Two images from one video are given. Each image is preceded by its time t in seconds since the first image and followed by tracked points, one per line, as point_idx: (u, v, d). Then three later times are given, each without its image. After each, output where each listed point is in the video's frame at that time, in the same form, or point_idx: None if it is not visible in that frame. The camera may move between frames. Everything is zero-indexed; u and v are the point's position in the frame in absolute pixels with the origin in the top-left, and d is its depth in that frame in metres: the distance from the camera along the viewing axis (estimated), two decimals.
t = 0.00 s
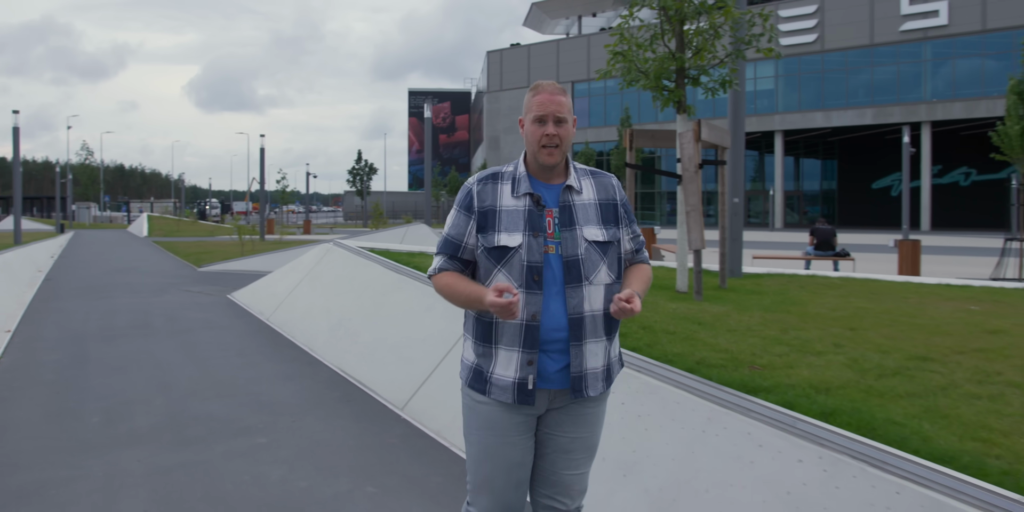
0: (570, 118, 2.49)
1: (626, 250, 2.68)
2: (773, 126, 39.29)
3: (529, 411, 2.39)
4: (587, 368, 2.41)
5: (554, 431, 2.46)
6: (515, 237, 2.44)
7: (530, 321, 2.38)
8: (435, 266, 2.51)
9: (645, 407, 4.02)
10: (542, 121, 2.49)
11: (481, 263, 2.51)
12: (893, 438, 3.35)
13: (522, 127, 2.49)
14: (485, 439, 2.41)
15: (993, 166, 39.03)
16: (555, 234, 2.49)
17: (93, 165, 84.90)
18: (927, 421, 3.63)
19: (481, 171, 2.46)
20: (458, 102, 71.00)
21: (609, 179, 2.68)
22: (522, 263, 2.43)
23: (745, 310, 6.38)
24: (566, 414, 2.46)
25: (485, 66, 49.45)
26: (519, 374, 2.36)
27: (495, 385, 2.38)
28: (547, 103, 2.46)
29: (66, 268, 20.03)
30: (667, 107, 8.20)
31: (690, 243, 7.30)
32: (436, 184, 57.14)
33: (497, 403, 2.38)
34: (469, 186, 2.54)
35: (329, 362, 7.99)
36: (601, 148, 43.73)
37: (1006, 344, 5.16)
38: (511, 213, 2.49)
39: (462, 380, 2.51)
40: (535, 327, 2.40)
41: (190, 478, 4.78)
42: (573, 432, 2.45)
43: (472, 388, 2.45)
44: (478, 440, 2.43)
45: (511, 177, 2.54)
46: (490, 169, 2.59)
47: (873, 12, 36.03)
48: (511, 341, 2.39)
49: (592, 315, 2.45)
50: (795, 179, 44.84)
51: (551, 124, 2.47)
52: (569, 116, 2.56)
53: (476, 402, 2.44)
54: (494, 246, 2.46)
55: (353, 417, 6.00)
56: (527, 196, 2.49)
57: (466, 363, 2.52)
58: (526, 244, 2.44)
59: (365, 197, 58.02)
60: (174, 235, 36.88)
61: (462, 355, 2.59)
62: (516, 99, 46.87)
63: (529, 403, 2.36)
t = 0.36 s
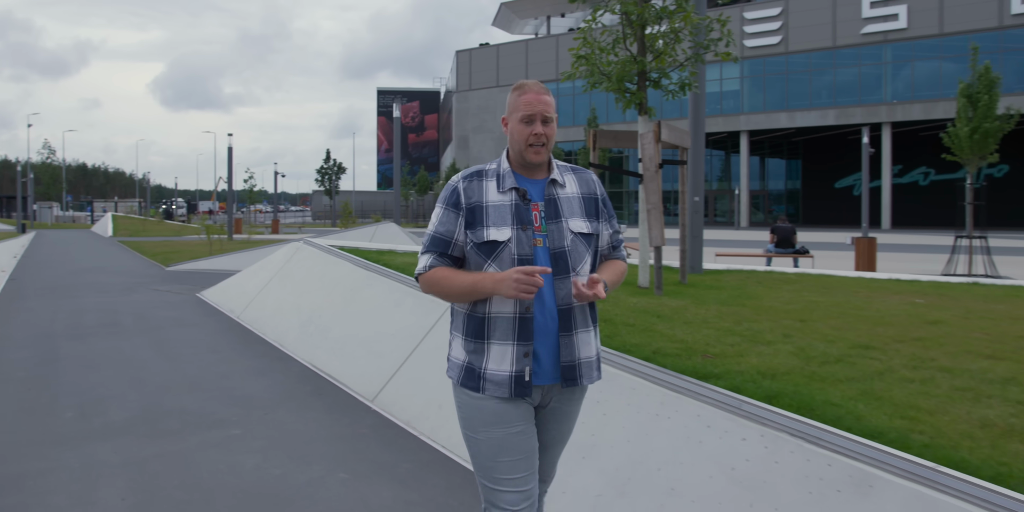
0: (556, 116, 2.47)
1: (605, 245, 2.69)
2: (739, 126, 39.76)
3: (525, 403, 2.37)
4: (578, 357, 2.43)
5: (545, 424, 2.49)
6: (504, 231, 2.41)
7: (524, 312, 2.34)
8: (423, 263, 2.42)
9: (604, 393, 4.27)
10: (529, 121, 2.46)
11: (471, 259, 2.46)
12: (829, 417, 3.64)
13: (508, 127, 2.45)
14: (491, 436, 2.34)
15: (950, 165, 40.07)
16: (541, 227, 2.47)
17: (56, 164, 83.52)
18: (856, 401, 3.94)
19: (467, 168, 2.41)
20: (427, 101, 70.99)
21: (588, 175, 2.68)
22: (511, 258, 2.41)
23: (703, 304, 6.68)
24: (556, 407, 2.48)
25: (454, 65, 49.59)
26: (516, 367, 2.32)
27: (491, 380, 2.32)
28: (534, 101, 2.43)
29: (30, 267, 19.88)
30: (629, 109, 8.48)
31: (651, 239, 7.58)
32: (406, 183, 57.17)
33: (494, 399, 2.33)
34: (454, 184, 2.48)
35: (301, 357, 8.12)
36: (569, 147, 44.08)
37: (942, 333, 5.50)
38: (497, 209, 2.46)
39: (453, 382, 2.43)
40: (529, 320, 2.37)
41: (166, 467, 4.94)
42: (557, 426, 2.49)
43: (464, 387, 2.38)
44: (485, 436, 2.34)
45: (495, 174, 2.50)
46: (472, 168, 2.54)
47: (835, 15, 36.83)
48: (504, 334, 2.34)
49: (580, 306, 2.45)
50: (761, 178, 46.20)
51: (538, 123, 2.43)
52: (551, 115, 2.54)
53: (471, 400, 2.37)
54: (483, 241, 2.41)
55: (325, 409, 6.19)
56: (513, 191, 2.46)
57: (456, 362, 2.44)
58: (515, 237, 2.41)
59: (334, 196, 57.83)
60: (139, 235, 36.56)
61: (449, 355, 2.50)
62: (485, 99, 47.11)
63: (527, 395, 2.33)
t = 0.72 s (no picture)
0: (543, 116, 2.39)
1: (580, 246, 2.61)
2: (705, 127, 40.36)
3: (533, 412, 2.26)
4: (574, 358, 2.36)
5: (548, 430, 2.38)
6: (497, 240, 2.24)
7: (526, 320, 2.23)
8: (410, 284, 2.19)
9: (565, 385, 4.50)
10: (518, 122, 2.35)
11: (463, 274, 2.25)
12: (776, 402, 3.89)
13: (502, 128, 2.31)
14: (500, 449, 2.20)
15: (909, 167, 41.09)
16: (530, 231, 2.35)
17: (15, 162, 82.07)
18: (801, 388, 4.23)
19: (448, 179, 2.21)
20: (396, 101, 70.88)
21: (557, 177, 2.60)
22: (508, 267, 2.25)
23: (663, 300, 6.95)
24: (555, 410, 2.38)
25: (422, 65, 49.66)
26: (524, 378, 2.21)
27: (501, 395, 2.18)
28: (527, 103, 2.33)
29: None
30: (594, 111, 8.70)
31: (615, 238, 7.84)
32: (374, 183, 57.11)
33: (504, 413, 2.20)
34: (434, 197, 2.27)
35: (273, 354, 8.22)
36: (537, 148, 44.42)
37: (886, 326, 5.82)
38: (482, 218, 2.28)
39: (451, 402, 2.26)
40: (531, 328, 2.26)
41: (142, 460, 5.06)
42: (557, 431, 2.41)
43: (470, 406, 2.21)
44: (494, 451, 2.20)
45: (472, 182, 2.32)
46: (445, 178, 2.34)
47: (798, 19, 37.57)
48: (508, 347, 2.21)
49: (572, 307, 2.38)
50: (726, 179, 46.99)
51: (530, 125, 2.33)
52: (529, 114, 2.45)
53: (478, 416, 2.21)
54: (476, 254, 2.22)
55: (297, 404, 6.33)
56: (495, 198, 2.30)
57: (454, 384, 2.24)
58: (508, 245, 2.26)
59: (301, 196, 57.58)
60: (103, 235, 36.19)
61: (445, 376, 2.29)
62: (454, 99, 47.29)
63: (537, 404, 2.23)
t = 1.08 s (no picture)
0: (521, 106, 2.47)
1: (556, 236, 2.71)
2: (668, 127, 40.92)
3: (519, 404, 2.34)
4: (565, 345, 2.45)
5: (545, 418, 2.40)
6: (488, 233, 2.30)
7: (516, 313, 2.31)
8: (406, 279, 2.19)
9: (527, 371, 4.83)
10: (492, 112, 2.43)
11: (454, 265, 2.30)
12: (723, 388, 4.16)
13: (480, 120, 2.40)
14: (476, 442, 2.31)
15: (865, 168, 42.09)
16: (516, 221, 2.43)
17: None
18: (749, 375, 4.51)
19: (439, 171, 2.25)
20: (361, 100, 70.58)
21: (530, 166, 2.70)
22: (500, 258, 2.32)
23: (622, 295, 7.23)
24: (550, 400, 2.42)
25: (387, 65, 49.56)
26: (515, 369, 2.29)
27: (490, 389, 2.26)
28: (510, 92, 2.41)
29: None
30: (555, 113, 8.92)
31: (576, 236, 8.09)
32: (339, 183, 56.88)
33: (492, 406, 2.28)
34: (423, 188, 2.30)
35: (241, 351, 8.31)
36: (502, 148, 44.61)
37: (831, 319, 6.14)
38: (471, 209, 2.34)
39: (442, 394, 2.31)
40: (520, 320, 2.33)
41: (114, 453, 5.18)
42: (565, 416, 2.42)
43: (460, 399, 2.28)
44: (472, 443, 2.31)
45: (457, 173, 2.38)
46: (431, 168, 2.38)
47: (759, 21, 38.24)
48: (499, 338, 2.28)
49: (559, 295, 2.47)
50: (689, 179, 47.55)
51: (514, 113, 2.42)
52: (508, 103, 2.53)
53: (464, 409, 2.29)
54: (468, 246, 2.27)
55: (266, 398, 6.48)
56: (481, 189, 2.37)
57: (445, 377, 2.29)
58: (498, 237, 2.33)
59: (265, 196, 57.06)
60: (61, 235, 35.58)
61: (435, 367, 2.33)
62: (419, 99, 47.31)
63: (527, 396, 2.31)
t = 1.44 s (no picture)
0: (502, 114, 2.41)
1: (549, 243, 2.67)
2: (631, 128, 41.37)
3: (492, 406, 2.29)
4: (545, 353, 2.38)
5: (515, 422, 2.34)
6: (473, 235, 2.28)
7: (495, 315, 2.27)
8: (388, 275, 2.20)
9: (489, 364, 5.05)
10: (475, 116, 2.40)
11: (436, 265, 2.29)
12: (672, 378, 4.38)
13: (458, 124, 2.37)
14: (444, 439, 2.31)
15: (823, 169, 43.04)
16: (504, 226, 2.40)
17: None
18: (697, 367, 4.74)
19: (427, 171, 2.25)
20: (324, 100, 70.20)
21: (527, 173, 2.67)
22: (482, 261, 2.29)
23: (581, 292, 7.48)
24: (526, 402, 2.36)
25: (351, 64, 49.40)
26: (489, 371, 2.25)
27: (464, 388, 2.23)
28: (485, 97, 2.37)
29: None
30: (517, 115, 9.12)
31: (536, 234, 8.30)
32: (303, 183, 56.55)
33: (464, 405, 2.25)
34: (411, 186, 2.31)
35: (205, 350, 8.37)
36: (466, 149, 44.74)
37: (778, 314, 6.41)
38: (457, 211, 2.34)
39: (417, 391, 2.30)
40: (499, 324, 2.29)
41: (81, 448, 5.26)
42: (536, 421, 2.35)
43: (433, 397, 2.27)
44: (441, 439, 2.32)
45: (448, 175, 2.38)
46: (423, 169, 2.40)
47: (719, 25, 38.89)
48: (475, 339, 2.25)
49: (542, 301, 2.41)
50: (652, 179, 47.76)
51: (485, 120, 2.38)
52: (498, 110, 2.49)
53: (436, 406, 2.28)
54: (451, 246, 2.26)
55: (232, 394, 6.57)
56: (471, 192, 2.37)
57: (420, 374, 2.28)
58: (483, 240, 2.30)
59: (227, 197, 56.50)
60: (16, 236, 34.92)
61: (413, 363, 2.32)
62: (383, 99, 47.28)
63: (499, 399, 2.26)
